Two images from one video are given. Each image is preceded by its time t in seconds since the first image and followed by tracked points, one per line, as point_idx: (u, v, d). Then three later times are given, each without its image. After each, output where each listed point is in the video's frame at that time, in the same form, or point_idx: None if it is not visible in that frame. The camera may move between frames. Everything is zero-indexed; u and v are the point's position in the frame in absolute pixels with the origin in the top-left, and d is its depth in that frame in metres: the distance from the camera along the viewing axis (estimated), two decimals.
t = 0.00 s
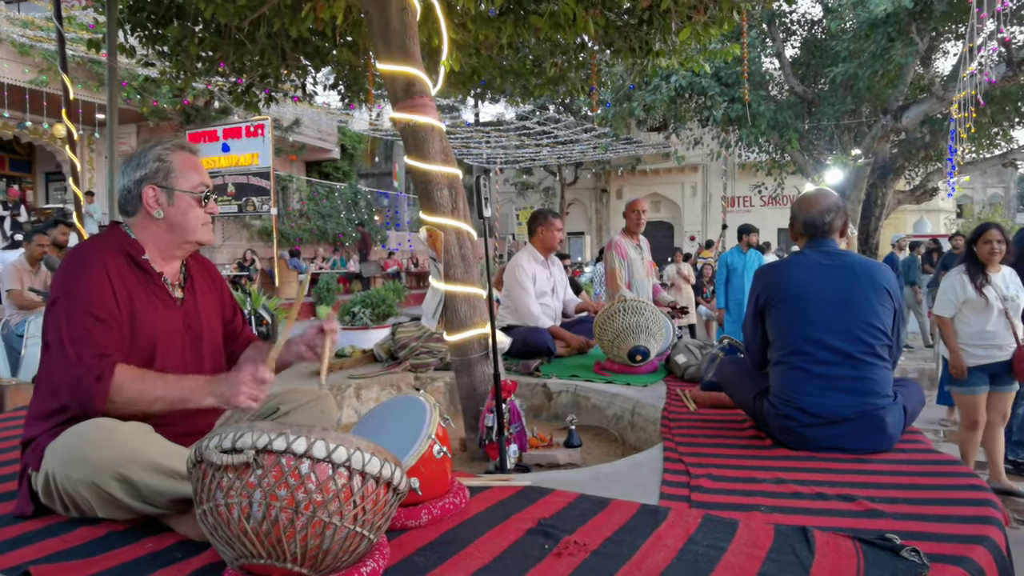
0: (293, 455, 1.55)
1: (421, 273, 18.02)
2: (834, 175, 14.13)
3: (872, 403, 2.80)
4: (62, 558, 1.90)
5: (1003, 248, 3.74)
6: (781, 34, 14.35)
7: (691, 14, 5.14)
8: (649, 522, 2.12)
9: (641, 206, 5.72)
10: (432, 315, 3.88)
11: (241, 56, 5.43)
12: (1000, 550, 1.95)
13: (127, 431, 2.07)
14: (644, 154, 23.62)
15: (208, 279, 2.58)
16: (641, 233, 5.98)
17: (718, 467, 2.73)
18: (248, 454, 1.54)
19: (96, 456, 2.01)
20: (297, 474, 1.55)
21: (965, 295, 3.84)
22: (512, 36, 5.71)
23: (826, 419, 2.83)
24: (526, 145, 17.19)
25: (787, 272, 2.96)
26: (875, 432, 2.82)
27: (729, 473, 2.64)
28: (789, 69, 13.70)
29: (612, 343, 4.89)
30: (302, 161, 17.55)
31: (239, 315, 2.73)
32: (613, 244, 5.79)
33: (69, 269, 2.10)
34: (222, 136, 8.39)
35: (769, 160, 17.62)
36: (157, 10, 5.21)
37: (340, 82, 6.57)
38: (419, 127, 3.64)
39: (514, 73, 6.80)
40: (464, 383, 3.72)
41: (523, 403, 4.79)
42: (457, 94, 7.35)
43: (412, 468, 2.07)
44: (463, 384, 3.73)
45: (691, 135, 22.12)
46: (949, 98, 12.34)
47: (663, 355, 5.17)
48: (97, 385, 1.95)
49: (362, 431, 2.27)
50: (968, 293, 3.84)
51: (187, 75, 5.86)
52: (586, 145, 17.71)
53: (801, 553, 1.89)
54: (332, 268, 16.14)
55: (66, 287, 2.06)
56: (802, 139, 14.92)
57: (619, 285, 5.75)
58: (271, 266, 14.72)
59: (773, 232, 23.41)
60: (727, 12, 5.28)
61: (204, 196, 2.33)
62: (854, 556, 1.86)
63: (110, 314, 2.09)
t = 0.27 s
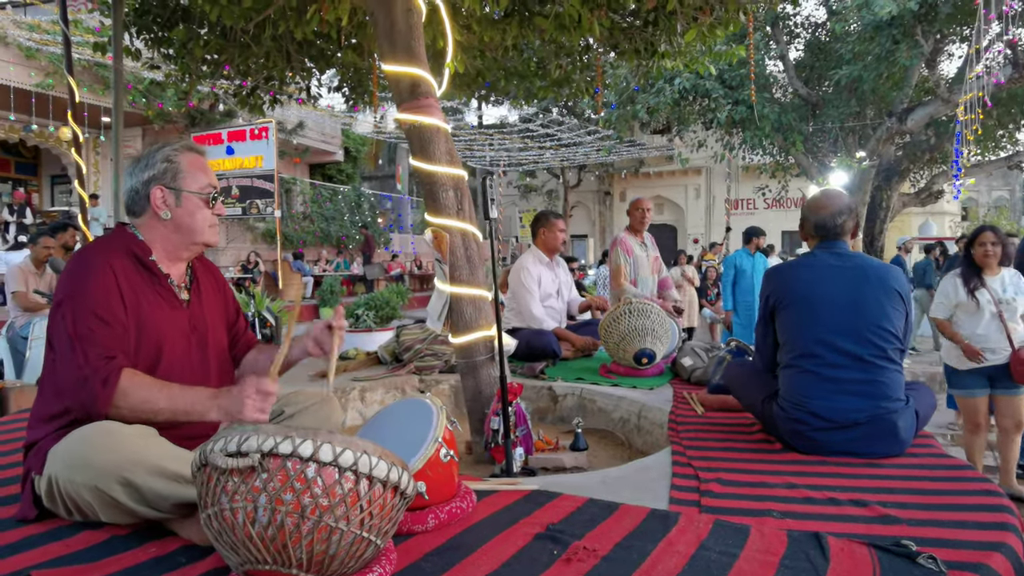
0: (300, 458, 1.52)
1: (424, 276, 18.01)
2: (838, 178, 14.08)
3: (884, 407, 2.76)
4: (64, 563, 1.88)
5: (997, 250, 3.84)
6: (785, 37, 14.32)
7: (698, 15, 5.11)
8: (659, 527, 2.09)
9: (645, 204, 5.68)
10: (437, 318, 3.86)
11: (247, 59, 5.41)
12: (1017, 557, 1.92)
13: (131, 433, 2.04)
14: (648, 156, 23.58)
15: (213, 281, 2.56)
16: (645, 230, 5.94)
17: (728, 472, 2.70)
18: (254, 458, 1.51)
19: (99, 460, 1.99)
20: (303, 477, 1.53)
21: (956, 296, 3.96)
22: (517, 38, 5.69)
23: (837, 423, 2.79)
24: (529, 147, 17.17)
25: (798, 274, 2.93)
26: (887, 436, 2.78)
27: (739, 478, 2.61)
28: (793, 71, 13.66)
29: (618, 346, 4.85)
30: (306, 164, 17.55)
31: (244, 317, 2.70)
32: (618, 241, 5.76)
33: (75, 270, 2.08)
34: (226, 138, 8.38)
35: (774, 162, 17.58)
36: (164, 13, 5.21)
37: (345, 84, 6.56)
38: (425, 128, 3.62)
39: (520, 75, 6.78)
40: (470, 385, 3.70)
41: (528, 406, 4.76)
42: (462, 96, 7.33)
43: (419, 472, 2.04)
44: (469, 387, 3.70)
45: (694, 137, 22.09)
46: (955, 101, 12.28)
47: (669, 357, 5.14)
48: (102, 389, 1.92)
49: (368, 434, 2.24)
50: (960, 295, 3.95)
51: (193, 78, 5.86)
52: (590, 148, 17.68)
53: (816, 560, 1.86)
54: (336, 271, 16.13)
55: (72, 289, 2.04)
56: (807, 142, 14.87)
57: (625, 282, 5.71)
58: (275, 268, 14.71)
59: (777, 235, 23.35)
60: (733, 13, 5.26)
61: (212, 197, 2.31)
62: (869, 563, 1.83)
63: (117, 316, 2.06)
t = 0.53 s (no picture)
0: (302, 461, 1.48)
1: (426, 277, 17.97)
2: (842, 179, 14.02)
3: (895, 410, 2.72)
4: (63, 566, 1.84)
5: (998, 252, 3.80)
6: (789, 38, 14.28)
7: (703, 14, 5.07)
8: (668, 531, 2.05)
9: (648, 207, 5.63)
10: (440, 318, 3.83)
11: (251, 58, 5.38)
12: None
13: (132, 434, 2.01)
14: (650, 157, 23.53)
15: (214, 279, 2.53)
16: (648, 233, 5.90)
17: (735, 475, 2.66)
18: (255, 460, 1.48)
19: (99, 461, 1.96)
20: (306, 480, 1.49)
21: (958, 298, 3.96)
22: (521, 37, 5.65)
23: (847, 426, 2.75)
24: (532, 148, 17.13)
25: (806, 275, 2.89)
26: (898, 439, 2.74)
27: (747, 481, 2.57)
28: (797, 72, 13.61)
29: (622, 347, 4.81)
30: (308, 164, 17.53)
31: (246, 315, 2.67)
32: (620, 244, 5.71)
33: (72, 271, 2.05)
34: (229, 138, 8.35)
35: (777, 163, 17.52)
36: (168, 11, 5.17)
37: (348, 83, 6.52)
38: (429, 126, 3.58)
39: (524, 75, 6.74)
40: (473, 387, 3.66)
41: (532, 407, 4.73)
42: (465, 96, 7.29)
43: (423, 474, 2.01)
44: (472, 388, 3.67)
45: (697, 138, 22.04)
46: (960, 102, 12.23)
47: (674, 359, 5.09)
48: (96, 396, 1.89)
49: (371, 435, 2.20)
50: (963, 297, 3.95)
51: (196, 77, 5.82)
52: (592, 149, 17.64)
53: (829, 566, 1.82)
54: (338, 271, 16.10)
55: (69, 291, 2.01)
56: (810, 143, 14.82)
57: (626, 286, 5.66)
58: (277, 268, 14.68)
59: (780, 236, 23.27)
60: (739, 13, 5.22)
61: (211, 194, 2.28)
62: (883, 569, 1.79)
63: (113, 318, 2.03)
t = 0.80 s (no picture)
0: (300, 459, 1.45)
1: (425, 274, 17.92)
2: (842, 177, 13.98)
3: (901, 409, 2.70)
4: (56, 566, 1.81)
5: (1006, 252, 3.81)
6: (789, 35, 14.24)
7: (705, 10, 5.03)
8: (672, 532, 2.02)
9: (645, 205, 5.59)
10: (440, 315, 3.79)
11: (250, 53, 5.33)
12: None
13: (127, 431, 1.98)
14: (650, 155, 23.49)
15: (212, 273, 2.49)
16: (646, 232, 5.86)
17: (739, 474, 2.63)
18: (253, 458, 1.44)
19: (92, 459, 1.92)
20: (305, 479, 1.46)
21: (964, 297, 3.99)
22: (522, 32, 5.61)
23: (853, 425, 2.72)
24: (531, 145, 17.08)
25: (811, 272, 2.86)
26: (904, 439, 2.71)
27: (751, 481, 2.54)
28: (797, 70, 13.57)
29: (623, 344, 4.78)
30: (307, 160, 17.46)
31: (244, 310, 2.63)
32: (618, 245, 5.68)
33: (63, 263, 2.01)
34: (227, 134, 8.30)
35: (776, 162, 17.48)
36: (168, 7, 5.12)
37: (348, 79, 6.47)
38: (429, 121, 3.54)
39: (524, 71, 6.70)
40: (473, 384, 3.63)
41: (532, 405, 4.69)
42: (465, 92, 7.24)
43: (424, 472, 1.98)
44: (472, 385, 3.63)
45: (696, 136, 22.00)
46: (961, 100, 12.21)
47: (674, 357, 5.07)
48: (78, 394, 1.87)
49: (371, 432, 2.17)
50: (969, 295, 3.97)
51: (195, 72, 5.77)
52: (591, 146, 17.60)
53: (837, 568, 1.79)
54: (336, 268, 16.04)
55: (58, 285, 1.98)
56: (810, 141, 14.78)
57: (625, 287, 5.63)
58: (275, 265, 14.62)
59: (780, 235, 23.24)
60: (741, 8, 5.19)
61: (207, 186, 2.24)
62: (893, 572, 1.76)
63: (103, 314, 1.99)
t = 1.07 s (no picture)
0: (307, 457, 1.42)
1: (422, 269, 17.86)
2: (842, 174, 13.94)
3: (909, 407, 2.67)
4: (56, 564, 1.77)
5: (1016, 251, 3.77)
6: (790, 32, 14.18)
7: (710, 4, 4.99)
8: (682, 531, 1.99)
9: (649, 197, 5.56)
10: (443, 310, 3.75)
11: (249, 46, 5.27)
12: None
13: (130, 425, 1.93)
14: (648, 151, 23.43)
15: (213, 267, 2.45)
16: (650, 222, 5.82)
17: (746, 472, 2.60)
18: (259, 455, 1.41)
19: (93, 455, 1.89)
20: (312, 477, 1.42)
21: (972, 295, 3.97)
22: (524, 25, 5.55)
23: (861, 423, 2.69)
24: (530, 140, 17.02)
25: (819, 268, 2.83)
26: (912, 437, 2.69)
27: (758, 479, 2.52)
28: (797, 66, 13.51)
29: (625, 340, 4.75)
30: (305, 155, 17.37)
31: (244, 304, 2.60)
32: (623, 234, 5.65)
33: (62, 256, 1.97)
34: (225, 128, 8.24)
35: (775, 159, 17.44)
36: None
37: (347, 72, 6.41)
38: (432, 113, 3.50)
39: (525, 65, 6.65)
40: (476, 380, 3.60)
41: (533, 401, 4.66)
42: (464, 85, 7.18)
43: (430, 470, 1.95)
44: (475, 381, 3.60)
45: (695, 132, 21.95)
46: (961, 97, 12.19)
47: (677, 353, 5.05)
48: (82, 394, 1.87)
49: (376, 428, 2.14)
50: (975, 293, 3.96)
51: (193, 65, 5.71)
52: (590, 142, 17.54)
53: (851, 568, 1.76)
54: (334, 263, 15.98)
55: (58, 279, 1.94)
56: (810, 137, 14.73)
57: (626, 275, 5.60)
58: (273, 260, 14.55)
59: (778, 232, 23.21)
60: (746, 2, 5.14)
61: (210, 179, 2.20)
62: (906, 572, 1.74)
63: (104, 309, 1.96)
